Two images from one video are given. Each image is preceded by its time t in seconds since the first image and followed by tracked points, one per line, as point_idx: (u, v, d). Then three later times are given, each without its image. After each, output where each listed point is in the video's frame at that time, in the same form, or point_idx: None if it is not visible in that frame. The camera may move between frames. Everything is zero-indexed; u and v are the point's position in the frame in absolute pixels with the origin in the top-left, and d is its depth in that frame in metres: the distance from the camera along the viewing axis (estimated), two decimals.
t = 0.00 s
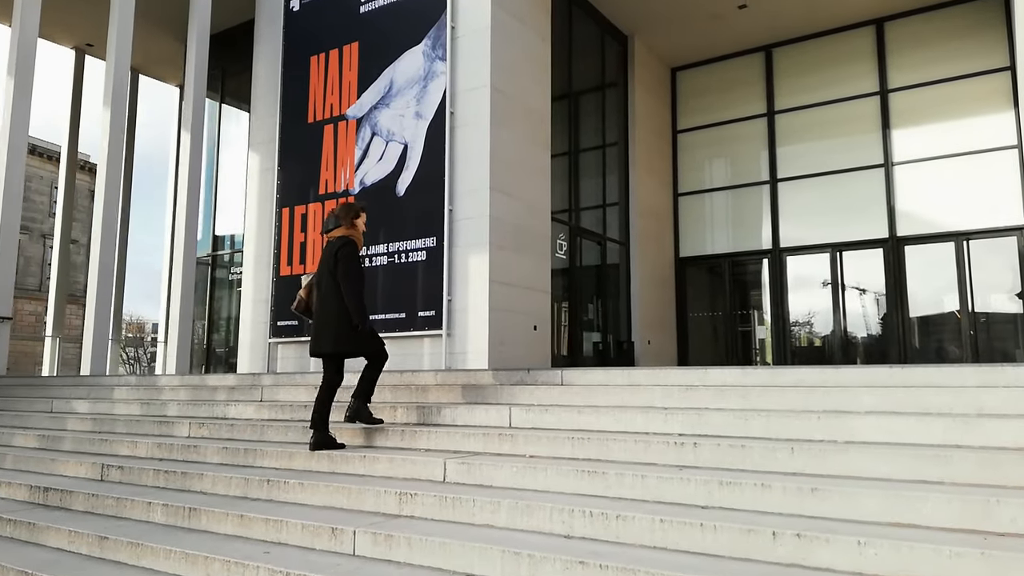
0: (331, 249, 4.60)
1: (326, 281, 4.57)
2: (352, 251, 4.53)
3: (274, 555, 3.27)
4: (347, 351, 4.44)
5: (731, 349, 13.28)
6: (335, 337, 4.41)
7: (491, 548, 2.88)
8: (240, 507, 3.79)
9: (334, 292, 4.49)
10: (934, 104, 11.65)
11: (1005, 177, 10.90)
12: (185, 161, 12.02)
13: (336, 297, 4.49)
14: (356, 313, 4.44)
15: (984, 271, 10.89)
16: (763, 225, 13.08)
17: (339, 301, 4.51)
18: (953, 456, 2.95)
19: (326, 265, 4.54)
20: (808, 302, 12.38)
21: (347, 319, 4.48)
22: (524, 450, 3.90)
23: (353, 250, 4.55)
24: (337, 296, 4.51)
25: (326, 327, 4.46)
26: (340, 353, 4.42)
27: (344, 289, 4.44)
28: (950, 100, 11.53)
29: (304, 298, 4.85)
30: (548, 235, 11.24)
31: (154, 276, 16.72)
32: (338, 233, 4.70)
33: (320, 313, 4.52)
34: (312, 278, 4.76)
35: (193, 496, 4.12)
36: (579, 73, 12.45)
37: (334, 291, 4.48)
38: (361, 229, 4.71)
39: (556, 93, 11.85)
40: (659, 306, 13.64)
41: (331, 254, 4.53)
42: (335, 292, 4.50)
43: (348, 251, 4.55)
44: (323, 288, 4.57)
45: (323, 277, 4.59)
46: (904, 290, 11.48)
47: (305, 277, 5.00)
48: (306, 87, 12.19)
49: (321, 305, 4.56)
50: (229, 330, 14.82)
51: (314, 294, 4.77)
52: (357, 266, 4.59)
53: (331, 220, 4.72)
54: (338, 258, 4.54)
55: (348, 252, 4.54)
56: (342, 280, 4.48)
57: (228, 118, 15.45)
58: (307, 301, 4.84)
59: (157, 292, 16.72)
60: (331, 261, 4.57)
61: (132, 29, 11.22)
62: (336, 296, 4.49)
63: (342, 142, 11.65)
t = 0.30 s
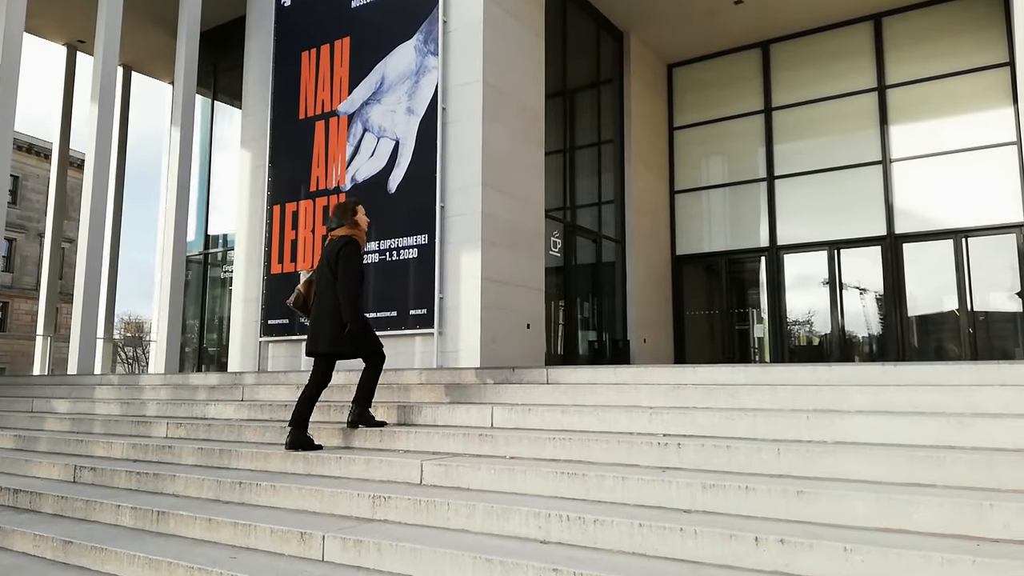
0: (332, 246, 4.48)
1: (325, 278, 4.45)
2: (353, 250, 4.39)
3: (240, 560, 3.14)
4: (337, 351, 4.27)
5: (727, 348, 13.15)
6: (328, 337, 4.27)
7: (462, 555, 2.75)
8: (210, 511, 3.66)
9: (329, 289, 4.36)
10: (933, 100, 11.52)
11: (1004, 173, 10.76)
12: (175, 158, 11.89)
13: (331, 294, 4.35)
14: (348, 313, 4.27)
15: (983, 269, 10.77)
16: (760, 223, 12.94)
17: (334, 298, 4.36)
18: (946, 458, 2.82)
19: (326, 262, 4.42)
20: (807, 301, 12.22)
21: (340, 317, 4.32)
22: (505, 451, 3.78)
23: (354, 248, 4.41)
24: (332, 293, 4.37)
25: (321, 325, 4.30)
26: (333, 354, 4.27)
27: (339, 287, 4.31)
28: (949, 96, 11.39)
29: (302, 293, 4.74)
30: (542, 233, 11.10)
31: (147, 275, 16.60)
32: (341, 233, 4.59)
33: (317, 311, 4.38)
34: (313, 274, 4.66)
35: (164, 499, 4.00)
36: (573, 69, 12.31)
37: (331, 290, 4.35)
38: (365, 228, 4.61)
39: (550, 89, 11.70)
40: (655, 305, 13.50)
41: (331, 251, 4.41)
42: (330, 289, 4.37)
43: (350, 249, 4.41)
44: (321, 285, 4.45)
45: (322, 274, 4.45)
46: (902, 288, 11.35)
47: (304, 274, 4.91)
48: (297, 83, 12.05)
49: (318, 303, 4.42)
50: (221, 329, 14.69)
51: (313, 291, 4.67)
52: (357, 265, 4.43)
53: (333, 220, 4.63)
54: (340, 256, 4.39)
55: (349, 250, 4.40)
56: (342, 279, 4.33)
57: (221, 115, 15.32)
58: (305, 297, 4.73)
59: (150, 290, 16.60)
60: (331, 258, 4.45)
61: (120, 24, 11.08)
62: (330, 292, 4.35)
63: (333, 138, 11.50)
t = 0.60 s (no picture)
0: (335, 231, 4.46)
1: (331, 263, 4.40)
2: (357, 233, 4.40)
3: (206, 569, 3.03)
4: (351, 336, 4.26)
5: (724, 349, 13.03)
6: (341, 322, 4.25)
7: (433, 564, 2.64)
8: (180, 517, 3.55)
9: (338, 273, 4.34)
10: (931, 98, 11.41)
11: (1003, 172, 10.65)
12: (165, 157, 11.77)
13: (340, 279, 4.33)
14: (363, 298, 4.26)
15: (981, 269, 10.65)
16: (757, 222, 12.83)
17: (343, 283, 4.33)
18: (939, 462, 2.70)
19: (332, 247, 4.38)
20: (806, 302, 12.08)
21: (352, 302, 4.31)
22: (485, 455, 3.66)
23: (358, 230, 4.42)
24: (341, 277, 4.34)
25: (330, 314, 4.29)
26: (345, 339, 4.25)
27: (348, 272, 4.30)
28: (947, 94, 11.29)
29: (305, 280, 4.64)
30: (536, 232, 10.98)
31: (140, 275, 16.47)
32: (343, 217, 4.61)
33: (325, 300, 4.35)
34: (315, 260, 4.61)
35: (135, 504, 3.89)
36: (569, 68, 12.19)
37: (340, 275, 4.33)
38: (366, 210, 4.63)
39: (544, 89, 11.59)
40: (651, 305, 13.36)
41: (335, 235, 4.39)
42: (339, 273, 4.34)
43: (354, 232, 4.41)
44: (327, 271, 4.41)
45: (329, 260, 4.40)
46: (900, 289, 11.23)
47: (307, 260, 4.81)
48: (289, 81, 11.94)
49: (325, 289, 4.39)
50: (214, 330, 14.57)
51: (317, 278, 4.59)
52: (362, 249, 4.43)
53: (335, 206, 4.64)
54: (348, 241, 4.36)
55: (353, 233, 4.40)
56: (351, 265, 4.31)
57: (215, 114, 15.21)
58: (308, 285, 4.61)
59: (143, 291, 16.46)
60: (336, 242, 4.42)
61: (110, 21, 10.96)
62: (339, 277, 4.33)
63: (325, 136, 11.39)
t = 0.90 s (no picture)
0: (330, 218, 4.33)
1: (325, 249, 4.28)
2: (352, 218, 4.25)
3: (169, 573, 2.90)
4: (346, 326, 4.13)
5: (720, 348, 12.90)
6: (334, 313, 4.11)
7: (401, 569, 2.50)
8: (148, 517, 3.42)
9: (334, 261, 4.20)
10: (929, 95, 11.28)
11: (1002, 169, 10.52)
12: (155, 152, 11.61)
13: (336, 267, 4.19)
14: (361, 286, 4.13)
15: (980, 267, 10.53)
16: (756, 219, 12.70)
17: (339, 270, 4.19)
18: (934, 462, 2.57)
19: (326, 233, 4.25)
20: (805, 301, 11.93)
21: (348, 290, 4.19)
22: (465, 453, 3.53)
23: (353, 217, 4.27)
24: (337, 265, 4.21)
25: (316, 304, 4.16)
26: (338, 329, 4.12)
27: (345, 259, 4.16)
28: (945, 91, 11.17)
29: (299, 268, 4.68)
30: (530, 229, 10.83)
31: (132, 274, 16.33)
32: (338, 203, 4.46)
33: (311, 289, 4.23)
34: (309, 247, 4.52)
35: (104, 504, 3.76)
36: (563, 64, 12.05)
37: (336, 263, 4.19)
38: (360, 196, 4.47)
39: (539, 85, 11.46)
40: (647, 303, 13.22)
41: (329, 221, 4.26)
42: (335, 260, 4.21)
43: (349, 218, 4.26)
44: (320, 257, 4.27)
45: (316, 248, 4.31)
46: (897, 287, 11.11)
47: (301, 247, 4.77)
48: (281, 76, 11.80)
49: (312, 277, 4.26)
50: (205, 328, 14.42)
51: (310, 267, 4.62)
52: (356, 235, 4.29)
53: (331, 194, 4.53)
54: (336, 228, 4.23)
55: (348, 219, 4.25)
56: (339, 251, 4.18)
57: (207, 110, 15.06)
58: (302, 272, 4.66)
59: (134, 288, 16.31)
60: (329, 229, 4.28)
61: (98, 14, 10.80)
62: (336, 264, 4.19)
63: (317, 132, 11.25)
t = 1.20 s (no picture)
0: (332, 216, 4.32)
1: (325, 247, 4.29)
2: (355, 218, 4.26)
3: None
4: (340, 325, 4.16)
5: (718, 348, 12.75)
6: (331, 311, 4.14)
7: None
8: (112, 527, 3.28)
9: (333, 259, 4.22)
10: (928, 92, 11.15)
11: (1002, 167, 10.39)
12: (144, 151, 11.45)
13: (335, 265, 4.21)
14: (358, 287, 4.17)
15: (980, 266, 10.39)
16: (754, 218, 12.55)
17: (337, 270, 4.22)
18: (931, 470, 2.43)
19: (327, 232, 4.25)
20: (803, 301, 11.78)
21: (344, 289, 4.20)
22: (443, 459, 3.39)
23: (356, 216, 4.28)
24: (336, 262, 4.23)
25: (315, 300, 4.18)
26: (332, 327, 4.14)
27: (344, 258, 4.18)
28: (944, 88, 11.03)
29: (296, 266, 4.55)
30: (524, 228, 10.67)
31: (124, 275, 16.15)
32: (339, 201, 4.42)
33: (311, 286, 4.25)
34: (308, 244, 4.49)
35: (70, 513, 3.62)
36: (559, 62, 11.91)
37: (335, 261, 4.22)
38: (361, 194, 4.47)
39: (533, 83, 11.32)
40: (644, 303, 13.08)
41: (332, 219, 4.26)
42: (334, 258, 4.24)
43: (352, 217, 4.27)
44: (320, 255, 4.28)
45: (318, 245, 4.30)
46: (896, 286, 10.97)
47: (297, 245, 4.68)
48: (272, 73, 11.65)
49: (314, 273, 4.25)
50: (197, 329, 14.27)
51: (310, 265, 4.47)
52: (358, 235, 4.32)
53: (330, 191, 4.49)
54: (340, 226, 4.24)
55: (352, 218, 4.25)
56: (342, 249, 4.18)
57: (200, 108, 14.92)
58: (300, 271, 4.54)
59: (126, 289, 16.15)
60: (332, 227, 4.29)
61: (86, 10, 10.63)
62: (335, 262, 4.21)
63: (308, 129, 11.12)
